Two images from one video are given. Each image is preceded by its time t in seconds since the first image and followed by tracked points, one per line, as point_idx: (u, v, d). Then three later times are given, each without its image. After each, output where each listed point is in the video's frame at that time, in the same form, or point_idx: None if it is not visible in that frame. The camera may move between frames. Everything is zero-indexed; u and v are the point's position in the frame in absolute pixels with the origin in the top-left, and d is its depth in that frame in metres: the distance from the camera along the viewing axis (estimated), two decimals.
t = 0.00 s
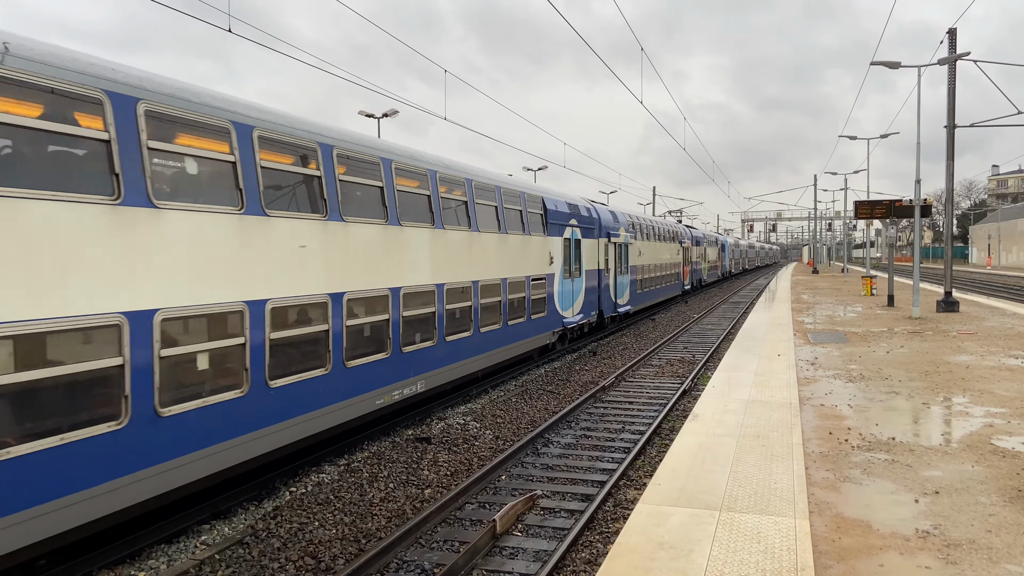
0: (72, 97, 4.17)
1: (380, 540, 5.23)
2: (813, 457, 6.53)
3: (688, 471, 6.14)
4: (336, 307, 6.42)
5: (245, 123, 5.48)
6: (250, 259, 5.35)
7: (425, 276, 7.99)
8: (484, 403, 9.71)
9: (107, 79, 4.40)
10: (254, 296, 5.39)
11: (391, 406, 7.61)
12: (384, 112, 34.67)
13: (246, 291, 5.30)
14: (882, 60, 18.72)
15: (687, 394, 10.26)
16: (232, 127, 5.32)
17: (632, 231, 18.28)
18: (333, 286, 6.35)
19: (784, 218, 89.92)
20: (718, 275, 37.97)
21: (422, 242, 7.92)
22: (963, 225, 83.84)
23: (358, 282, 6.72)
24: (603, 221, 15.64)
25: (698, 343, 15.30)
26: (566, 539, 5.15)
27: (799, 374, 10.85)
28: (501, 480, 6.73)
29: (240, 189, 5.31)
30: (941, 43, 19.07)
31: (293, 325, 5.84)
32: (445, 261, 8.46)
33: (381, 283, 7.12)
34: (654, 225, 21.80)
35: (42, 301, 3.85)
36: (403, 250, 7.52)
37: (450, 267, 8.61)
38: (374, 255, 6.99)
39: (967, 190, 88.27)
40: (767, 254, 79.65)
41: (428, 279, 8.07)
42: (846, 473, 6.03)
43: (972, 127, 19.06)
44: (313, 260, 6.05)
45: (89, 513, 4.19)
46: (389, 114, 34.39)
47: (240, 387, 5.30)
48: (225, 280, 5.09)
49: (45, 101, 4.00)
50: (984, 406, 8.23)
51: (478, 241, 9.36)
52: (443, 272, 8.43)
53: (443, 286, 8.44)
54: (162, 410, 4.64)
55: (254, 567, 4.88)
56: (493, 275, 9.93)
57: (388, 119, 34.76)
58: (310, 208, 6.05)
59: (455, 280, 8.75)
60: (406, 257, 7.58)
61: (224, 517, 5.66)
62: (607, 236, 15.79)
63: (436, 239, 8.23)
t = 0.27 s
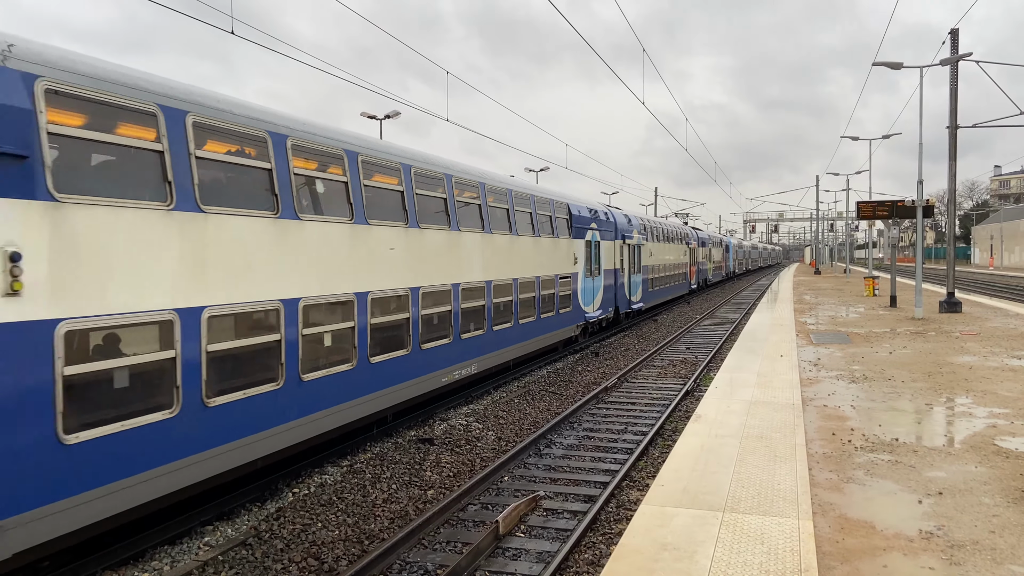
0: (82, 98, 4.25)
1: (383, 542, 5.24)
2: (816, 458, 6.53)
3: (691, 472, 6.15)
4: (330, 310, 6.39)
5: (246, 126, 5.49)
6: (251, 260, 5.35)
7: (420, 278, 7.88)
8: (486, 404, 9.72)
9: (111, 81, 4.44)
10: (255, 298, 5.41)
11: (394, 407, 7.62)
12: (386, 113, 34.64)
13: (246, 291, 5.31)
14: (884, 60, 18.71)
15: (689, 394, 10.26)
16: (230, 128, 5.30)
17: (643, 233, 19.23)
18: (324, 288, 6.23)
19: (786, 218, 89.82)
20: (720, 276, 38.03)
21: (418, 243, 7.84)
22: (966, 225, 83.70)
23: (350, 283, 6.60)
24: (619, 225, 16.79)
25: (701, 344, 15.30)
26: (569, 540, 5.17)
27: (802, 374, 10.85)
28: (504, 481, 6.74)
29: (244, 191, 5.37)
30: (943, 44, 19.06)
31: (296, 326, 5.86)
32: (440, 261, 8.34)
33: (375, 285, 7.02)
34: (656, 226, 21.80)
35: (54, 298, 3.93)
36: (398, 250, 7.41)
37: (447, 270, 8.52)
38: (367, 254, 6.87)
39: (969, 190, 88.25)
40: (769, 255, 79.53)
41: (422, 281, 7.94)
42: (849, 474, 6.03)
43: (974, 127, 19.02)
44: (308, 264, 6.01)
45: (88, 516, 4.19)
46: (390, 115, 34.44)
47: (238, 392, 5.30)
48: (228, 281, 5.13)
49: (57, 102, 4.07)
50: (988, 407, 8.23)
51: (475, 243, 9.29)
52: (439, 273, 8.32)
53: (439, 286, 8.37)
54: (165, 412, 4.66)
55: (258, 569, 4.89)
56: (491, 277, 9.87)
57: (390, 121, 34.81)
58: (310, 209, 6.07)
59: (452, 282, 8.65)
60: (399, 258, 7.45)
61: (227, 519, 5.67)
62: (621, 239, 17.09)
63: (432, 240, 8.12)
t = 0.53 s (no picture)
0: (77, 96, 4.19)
1: (383, 543, 5.23)
2: (817, 459, 6.52)
3: (691, 473, 6.14)
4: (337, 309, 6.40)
5: (247, 126, 5.48)
6: (253, 260, 5.34)
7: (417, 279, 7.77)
8: (487, 405, 9.71)
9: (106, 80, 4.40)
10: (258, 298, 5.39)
11: (394, 409, 7.61)
12: (386, 114, 34.64)
13: (250, 290, 5.30)
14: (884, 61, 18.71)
15: (690, 395, 10.26)
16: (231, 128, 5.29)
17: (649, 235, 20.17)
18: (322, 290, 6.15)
19: (786, 219, 89.85)
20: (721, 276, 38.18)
21: (417, 243, 7.79)
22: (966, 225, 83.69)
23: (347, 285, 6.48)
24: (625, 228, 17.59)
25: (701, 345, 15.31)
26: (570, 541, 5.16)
27: (802, 375, 10.84)
28: (504, 482, 6.73)
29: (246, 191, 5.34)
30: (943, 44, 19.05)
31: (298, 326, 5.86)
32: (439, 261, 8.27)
33: (372, 285, 6.94)
34: (656, 227, 21.79)
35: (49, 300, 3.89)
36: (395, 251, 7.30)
37: (445, 271, 8.46)
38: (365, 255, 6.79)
39: (970, 190, 88.31)
40: (769, 255, 79.59)
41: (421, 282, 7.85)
42: (850, 475, 6.02)
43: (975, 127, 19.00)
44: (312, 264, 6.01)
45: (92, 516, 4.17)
46: (390, 117, 34.51)
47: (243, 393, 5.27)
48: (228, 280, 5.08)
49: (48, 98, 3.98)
50: (989, 407, 8.22)
51: (473, 244, 9.22)
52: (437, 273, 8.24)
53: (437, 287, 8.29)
54: (168, 413, 4.63)
55: (258, 570, 4.88)
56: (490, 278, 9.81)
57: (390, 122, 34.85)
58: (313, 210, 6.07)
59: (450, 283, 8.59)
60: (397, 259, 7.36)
61: (228, 520, 5.67)
62: (633, 241, 18.14)
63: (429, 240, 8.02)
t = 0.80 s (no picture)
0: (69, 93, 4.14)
1: (382, 544, 5.22)
2: (816, 459, 6.52)
3: (690, 473, 6.14)
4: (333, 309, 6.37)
5: (245, 125, 5.45)
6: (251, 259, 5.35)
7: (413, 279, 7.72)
8: (485, 405, 9.71)
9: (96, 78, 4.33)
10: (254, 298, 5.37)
11: (393, 409, 7.61)
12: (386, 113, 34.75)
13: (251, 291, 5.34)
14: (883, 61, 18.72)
15: (689, 395, 10.27)
16: (230, 126, 5.26)
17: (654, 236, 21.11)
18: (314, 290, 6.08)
19: (785, 219, 89.89)
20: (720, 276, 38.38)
21: (412, 243, 7.70)
22: (965, 226, 83.84)
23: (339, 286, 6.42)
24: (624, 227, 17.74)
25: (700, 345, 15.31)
26: (569, 542, 5.15)
27: (801, 375, 10.86)
28: (503, 483, 6.73)
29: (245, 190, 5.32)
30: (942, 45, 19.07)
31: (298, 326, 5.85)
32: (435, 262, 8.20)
33: (374, 284, 6.97)
34: (655, 227, 21.78)
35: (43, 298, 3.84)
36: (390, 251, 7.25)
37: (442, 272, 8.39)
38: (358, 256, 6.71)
39: (967, 191, 88.51)
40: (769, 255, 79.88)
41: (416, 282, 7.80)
42: (849, 475, 6.02)
43: (974, 128, 19.02)
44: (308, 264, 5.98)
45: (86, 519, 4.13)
46: (390, 117, 34.56)
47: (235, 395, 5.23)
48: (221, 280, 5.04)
49: (35, 93, 3.90)
50: (987, 408, 8.22)
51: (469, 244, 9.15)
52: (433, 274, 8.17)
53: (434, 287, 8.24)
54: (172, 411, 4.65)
55: (256, 571, 4.87)
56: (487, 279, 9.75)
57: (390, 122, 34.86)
58: (313, 210, 6.06)
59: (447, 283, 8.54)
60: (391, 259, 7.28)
61: (226, 521, 5.65)
62: (639, 241, 19.08)
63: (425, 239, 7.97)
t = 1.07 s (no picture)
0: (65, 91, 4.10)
1: (381, 543, 5.22)
2: (815, 460, 6.51)
3: (689, 473, 6.14)
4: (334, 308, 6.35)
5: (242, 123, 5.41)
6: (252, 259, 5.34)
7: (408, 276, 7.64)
8: (484, 405, 9.70)
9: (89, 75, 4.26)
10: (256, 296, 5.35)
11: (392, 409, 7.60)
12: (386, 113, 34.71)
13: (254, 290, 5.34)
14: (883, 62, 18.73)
15: (688, 395, 10.27)
16: (228, 125, 5.23)
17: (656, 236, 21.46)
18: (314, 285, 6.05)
19: (784, 219, 89.92)
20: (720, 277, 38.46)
21: (410, 241, 7.68)
22: (964, 226, 83.98)
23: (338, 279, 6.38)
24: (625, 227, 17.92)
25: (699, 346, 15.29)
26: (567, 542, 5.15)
27: (800, 376, 10.86)
28: (502, 483, 6.72)
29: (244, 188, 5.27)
30: (941, 46, 19.08)
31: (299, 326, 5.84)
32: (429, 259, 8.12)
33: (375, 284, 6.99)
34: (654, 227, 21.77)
35: (37, 297, 3.77)
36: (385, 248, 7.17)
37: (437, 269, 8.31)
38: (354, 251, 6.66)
39: (966, 191, 88.68)
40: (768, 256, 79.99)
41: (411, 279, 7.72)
42: (848, 475, 6.02)
43: (973, 129, 19.04)
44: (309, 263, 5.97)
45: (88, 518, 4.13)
46: (389, 116, 34.54)
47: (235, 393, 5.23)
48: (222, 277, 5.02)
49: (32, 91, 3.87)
50: (986, 409, 8.22)
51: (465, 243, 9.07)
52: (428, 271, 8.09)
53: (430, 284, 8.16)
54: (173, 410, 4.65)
55: (255, 571, 4.87)
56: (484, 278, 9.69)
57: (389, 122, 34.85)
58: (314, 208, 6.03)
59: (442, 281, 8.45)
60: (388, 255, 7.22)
61: (224, 520, 5.65)
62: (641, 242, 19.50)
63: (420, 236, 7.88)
